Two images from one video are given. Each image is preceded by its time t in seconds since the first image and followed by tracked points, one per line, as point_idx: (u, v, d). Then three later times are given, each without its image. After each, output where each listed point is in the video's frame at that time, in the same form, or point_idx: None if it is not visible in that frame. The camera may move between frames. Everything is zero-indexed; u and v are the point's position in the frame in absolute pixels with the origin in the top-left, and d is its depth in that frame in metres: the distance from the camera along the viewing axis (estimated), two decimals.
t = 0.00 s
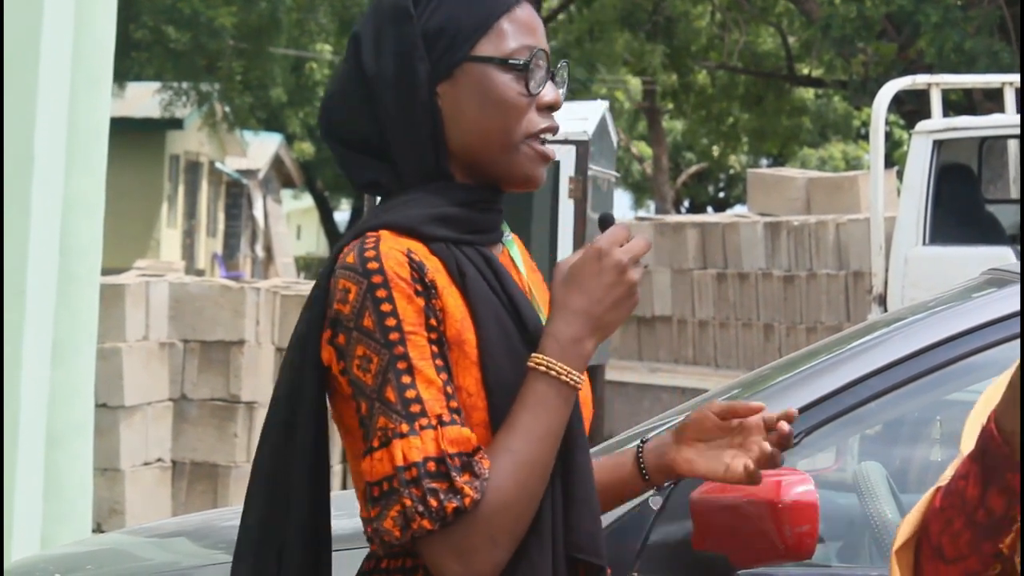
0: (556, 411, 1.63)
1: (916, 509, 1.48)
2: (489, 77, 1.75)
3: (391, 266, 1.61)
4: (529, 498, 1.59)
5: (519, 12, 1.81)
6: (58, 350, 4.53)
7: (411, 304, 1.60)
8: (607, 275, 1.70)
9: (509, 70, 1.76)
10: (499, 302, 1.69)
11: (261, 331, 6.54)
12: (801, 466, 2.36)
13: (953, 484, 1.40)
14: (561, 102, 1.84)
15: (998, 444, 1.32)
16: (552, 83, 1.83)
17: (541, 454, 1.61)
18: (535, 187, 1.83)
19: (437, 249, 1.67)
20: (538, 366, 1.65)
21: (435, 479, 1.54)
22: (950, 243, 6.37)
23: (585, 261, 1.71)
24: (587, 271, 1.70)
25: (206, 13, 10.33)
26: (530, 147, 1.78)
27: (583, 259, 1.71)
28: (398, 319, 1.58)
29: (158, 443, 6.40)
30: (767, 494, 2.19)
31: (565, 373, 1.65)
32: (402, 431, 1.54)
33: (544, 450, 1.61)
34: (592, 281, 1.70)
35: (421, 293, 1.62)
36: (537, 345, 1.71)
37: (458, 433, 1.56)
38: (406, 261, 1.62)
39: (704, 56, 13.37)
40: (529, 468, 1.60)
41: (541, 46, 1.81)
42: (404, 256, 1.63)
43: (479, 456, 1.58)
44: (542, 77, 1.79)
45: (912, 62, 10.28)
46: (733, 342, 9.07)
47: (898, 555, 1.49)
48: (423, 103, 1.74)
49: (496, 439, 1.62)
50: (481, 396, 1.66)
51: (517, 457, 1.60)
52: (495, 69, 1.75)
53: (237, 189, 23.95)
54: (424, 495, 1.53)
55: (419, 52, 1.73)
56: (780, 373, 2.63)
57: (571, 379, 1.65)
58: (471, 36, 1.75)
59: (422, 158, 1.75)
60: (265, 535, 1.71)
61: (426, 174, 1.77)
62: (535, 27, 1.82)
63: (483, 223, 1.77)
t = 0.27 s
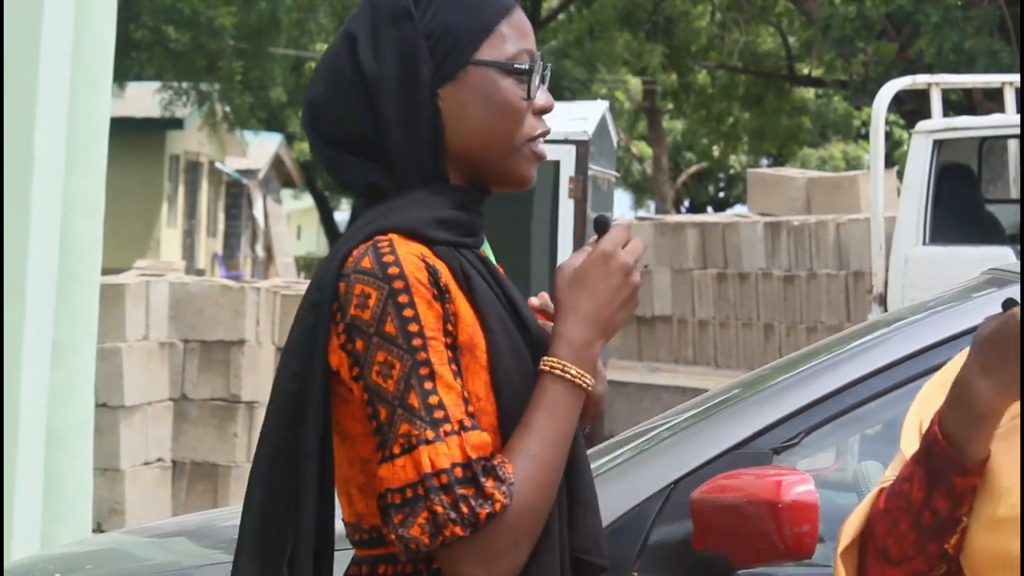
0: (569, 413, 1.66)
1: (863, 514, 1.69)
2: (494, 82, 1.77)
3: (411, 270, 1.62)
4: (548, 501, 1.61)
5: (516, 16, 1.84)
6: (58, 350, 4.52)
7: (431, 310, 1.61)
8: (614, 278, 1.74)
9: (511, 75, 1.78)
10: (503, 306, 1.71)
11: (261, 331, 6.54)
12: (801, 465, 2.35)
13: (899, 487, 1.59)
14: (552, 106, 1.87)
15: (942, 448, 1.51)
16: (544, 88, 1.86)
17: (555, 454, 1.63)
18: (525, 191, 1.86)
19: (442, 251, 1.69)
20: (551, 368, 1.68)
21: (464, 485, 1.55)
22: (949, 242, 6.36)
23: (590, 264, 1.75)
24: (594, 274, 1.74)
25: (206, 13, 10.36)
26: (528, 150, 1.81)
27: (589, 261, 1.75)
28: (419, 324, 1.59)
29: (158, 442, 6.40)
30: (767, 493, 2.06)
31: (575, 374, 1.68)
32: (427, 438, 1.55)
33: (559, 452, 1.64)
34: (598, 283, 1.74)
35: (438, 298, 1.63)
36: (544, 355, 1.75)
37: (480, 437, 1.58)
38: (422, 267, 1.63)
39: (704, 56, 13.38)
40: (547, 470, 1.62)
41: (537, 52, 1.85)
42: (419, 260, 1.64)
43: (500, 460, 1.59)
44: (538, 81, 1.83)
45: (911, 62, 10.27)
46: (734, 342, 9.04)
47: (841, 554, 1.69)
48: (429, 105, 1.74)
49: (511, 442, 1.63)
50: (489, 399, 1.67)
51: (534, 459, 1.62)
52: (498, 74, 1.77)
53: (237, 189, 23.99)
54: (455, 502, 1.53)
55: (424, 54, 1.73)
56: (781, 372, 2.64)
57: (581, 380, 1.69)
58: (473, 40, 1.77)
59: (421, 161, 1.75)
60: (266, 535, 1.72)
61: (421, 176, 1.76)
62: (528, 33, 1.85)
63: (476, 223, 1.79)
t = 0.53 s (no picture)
0: (559, 420, 1.68)
1: (817, 518, 1.65)
2: (481, 82, 1.78)
3: (408, 277, 1.62)
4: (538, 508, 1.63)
5: (498, 14, 1.85)
6: (58, 349, 4.53)
7: (427, 316, 1.62)
8: (606, 286, 1.77)
9: (498, 71, 1.79)
10: (491, 312, 1.72)
11: (261, 331, 6.54)
12: (801, 467, 2.36)
13: (854, 491, 1.57)
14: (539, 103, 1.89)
15: (906, 450, 1.49)
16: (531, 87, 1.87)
17: (545, 463, 1.65)
18: (515, 193, 1.87)
19: (434, 256, 1.70)
20: (544, 377, 1.69)
21: (458, 493, 1.57)
22: (948, 243, 6.29)
23: (584, 271, 1.77)
24: (586, 282, 1.76)
25: (206, 12, 10.38)
26: (518, 148, 1.82)
27: (583, 269, 1.77)
28: (416, 331, 1.59)
29: (158, 442, 6.39)
30: (767, 495, 2.05)
31: (565, 382, 1.70)
32: (423, 446, 1.56)
33: (549, 460, 1.66)
34: (591, 291, 1.76)
35: (433, 305, 1.64)
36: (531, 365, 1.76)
37: (474, 446, 1.59)
38: (418, 273, 1.64)
39: (704, 56, 13.40)
40: (539, 478, 1.64)
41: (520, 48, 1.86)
42: (415, 267, 1.65)
43: (493, 468, 1.61)
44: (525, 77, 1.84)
45: (912, 63, 10.26)
46: (733, 343, 9.03)
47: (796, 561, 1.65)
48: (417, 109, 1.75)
49: (503, 449, 1.65)
50: (478, 406, 1.68)
51: (527, 467, 1.63)
52: (485, 72, 1.79)
53: (237, 189, 23.99)
54: (451, 510, 1.55)
55: (409, 58, 1.75)
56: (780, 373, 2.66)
57: (571, 388, 1.70)
58: (459, 39, 1.78)
59: (410, 164, 1.76)
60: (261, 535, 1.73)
61: (411, 179, 1.77)
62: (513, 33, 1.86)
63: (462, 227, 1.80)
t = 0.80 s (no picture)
0: (533, 417, 1.66)
1: (786, 528, 1.58)
2: (458, 82, 1.78)
3: (378, 270, 1.62)
4: (510, 506, 1.61)
5: (478, 15, 1.85)
6: (57, 352, 4.52)
7: (398, 310, 1.61)
8: (585, 286, 1.76)
9: (475, 74, 1.79)
10: (472, 307, 1.70)
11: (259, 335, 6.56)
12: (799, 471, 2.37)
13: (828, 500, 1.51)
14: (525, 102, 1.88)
15: (886, 456, 1.44)
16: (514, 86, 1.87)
17: (519, 458, 1.63)
18: (506, 192, 1.86)
19: (413, 253, 1.69)
20: (518, 374, 1.68)
21: (424, 486, 1.55)
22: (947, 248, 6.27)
23: (563, 270, 1.76)
24: (566, 280, 1.75)
25: (206, 16, 10.53)
26: (503, 149, 1.82)
27: (562, 267, 1.76)
28: (386, 324, 1.59)
29: (156, 446, 6.38)
30: (765, 499, 2.07)
31: (540, 379, 1.68)
32: (391, 438, 1.55)
33: (521, 458, 1.64)
34: (570, 290, 1.75)
35: (406, 299, 1.63)
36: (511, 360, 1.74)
37: (444, 440, 1.58)
38: (391, 267, 1.63)
39: (703, 60, 13.43)
40: (510, 474, 1.63)
41: (500, 47, 1.85)
42: (388, 261, 1.64)
43: (463, 463, 1.60)
44: (506, 78, 1.83)
45: (911, 67, 10.25)
46: (732, 347, 9.02)
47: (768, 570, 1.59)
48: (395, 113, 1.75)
49: (476, 445, 1.64)
50: (454, 401, 1.67)
51: (498, 462, 1.62)
52: (462, 74, 1.78)
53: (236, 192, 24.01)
54: (415, 503, 1.54)
55: (385, 64, 1.74)
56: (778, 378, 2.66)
57: (547, 386, 1.68)
58: (435, 42, 1.77)
59: (391, 166, 1.77)
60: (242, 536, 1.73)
61: (393, 180, 1.78)
62: (493, 31, 1.86)
63: (449, 227, 1.80)
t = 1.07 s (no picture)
0: (510, 419, 1.66)
1: (777, 537, 1.63)
2: (442, 90, 1.78)
3: (350, 273, 1.64)
4: (484, 507, 1.61)
5: (475, 23, 1.85)
6: (56, 357, 4.52)
7: (371, 312, 1.63)
8: (565, 285, 1.73)
9: (461, 82, 1.79)
10: (461, 310, 1.71)
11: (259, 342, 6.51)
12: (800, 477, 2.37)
13: (821, 508, 1.57)
14: (523, 110, 1.86)
15: (885, 462, 1.51)
16: (512, 91, 1.85)
17: (495, 459, 1.63)
18: (504, 197, 1.85)
19: (400, 257, 1.71)
20: (494, 374, 1.68)
21: (390, 486, 1.56)
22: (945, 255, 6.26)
23: (545, 271, 1.74)
24: (549, 283, 1.73)
25: (205, 23, 10.59)
26: (494, 156, 1.81)
27: (543, 269, 1.74)
28: (356, 327, 1.62)
29: (155, 452, 6.38)
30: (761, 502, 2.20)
31: (519, 381, 1.67)
32: (358, 438, 1.57)
33: (497, 458, 1.63)
34: (551, 292, 1.73)
35: (381, 302, 1.65)
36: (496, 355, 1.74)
37: (415, 440, 1.59)
38: (366, 270, 1.66)
39: (702, 67, 13.47)
40: (484, 475, 1.63)
41: (496, 54, 1.84)
42: (364, 264, 1.66)
43: (436, 463, 1.61)
44: (498, 86, 1.82)
45: (910, 74, 10.25)
46: (731, 353, 9.03)
47: None
48: (378, 120, 1.77)
49: (454, 446, 1.65)
50: (439, 402, 1.70)
51: (473, 463, 1.62)
52: (447, 83, 1.78)
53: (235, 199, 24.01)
54: (378, 500, 1.55)
55: (371, 70, 1.77)
56: (777, 386, 2.65)
57: (525, 387, 1.68)
58: (422, 52, 1.78)
59: (380, 171, 1.79)
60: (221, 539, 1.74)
61: (386, 188, 1.80)
62: (491, 37, 1.86)
63: (446, 232, 1.80)
